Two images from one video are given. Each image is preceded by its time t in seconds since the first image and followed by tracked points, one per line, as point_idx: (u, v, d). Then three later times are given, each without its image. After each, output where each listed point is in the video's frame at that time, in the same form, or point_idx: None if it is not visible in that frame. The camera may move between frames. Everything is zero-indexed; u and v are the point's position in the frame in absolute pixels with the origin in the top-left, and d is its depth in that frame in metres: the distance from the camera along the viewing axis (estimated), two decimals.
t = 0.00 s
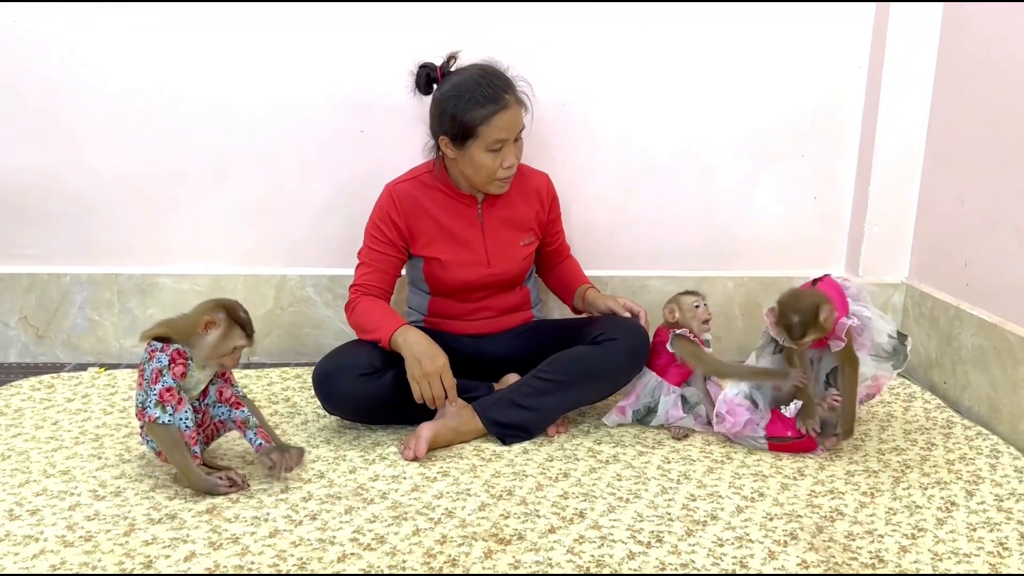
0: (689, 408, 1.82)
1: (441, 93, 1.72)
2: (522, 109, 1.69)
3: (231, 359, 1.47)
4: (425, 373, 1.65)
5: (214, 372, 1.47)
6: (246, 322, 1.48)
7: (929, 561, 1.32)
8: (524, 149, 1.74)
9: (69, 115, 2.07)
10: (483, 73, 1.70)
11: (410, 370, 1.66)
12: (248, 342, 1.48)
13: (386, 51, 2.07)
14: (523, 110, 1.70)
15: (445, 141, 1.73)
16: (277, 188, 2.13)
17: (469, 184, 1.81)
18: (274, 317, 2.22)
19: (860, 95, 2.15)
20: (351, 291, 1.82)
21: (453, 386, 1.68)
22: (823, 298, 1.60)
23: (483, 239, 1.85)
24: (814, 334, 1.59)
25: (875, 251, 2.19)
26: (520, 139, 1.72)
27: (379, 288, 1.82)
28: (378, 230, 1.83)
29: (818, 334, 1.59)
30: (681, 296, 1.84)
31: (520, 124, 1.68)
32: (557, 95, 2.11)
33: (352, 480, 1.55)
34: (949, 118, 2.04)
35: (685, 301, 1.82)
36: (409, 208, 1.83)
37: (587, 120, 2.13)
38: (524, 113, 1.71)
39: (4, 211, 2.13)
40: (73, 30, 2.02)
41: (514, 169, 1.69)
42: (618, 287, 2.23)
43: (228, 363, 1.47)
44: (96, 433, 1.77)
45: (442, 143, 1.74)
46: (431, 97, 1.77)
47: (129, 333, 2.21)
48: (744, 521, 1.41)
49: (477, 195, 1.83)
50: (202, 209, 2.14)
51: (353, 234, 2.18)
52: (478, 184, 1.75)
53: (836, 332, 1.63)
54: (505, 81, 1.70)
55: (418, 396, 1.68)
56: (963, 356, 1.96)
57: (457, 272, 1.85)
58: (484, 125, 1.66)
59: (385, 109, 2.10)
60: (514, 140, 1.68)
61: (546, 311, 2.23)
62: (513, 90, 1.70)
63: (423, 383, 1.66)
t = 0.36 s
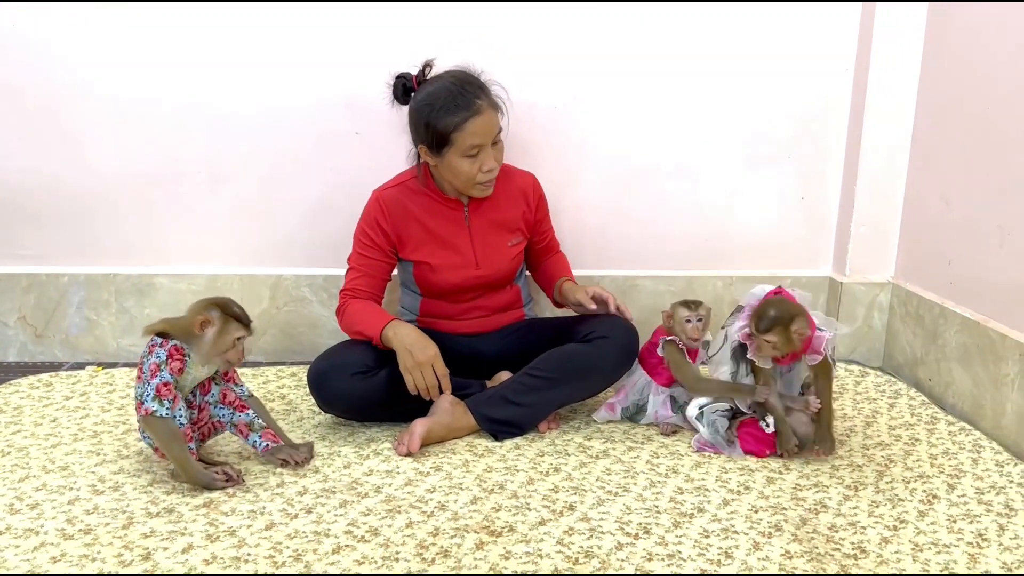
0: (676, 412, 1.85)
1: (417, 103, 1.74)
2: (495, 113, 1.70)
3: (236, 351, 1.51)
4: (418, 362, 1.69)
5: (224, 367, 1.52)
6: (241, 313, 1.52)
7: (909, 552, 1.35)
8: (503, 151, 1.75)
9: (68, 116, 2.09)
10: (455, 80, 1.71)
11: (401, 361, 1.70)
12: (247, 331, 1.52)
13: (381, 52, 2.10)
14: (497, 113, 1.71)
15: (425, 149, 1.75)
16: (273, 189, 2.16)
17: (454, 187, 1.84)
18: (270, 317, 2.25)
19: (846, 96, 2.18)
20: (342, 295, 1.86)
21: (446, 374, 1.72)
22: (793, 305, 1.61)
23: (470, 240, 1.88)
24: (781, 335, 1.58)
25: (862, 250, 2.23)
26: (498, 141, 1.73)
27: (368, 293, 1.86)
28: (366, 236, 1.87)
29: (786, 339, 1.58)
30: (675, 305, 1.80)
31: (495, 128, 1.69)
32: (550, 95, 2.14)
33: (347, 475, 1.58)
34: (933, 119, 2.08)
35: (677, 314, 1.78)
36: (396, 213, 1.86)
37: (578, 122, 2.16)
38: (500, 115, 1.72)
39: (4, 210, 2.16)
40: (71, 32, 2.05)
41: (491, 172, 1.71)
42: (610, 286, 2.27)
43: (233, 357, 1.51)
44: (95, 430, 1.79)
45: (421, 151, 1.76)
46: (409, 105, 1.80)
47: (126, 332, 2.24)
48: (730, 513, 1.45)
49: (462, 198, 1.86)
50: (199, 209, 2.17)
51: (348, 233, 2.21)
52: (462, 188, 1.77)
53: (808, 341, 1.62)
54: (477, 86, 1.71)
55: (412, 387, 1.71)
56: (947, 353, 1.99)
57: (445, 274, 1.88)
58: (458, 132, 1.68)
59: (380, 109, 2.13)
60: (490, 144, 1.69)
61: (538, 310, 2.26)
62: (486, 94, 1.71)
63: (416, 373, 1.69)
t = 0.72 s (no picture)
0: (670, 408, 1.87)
1: (415, 100, 1.76)
2: (490, 124, 1.71)
3: (226, 337, 1.55)
4: (410, 364, 1.72)
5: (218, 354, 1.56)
6: (225, 300, 1.56)
7: (893, 541, 1.38)
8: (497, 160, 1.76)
9: (67, 115, 2.12)
10: (455, 85, 1.73)
11: (395, 363, 1.73)
12: (234, 316, 1.57)
13: (378, 52, 2.13)
14: (493, 124, 1.72)
15: (418, 146, 1.77)
16: (269, 188, 2.19)
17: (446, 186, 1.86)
18: (266, 314, 2.27)
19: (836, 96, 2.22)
20: (338, 292, 1.89)
21: (438, 375, 1.74)
22: (734, 323, 1.53)
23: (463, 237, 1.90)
24: (712, 355, 1.53)
25: (850, 248, 2.26)
26: (492, 151, 1.74)
27: (364, 289, 1.89)
28: (360, 233, 1.90)
29: (720, 358, 1.53)
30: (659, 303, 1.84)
31: (488, 140, 1.70)
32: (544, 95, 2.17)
33: (343, 468, 1.61)
34: (920, 120, 2.11)
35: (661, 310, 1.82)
36: (389, 210, 1.89)
37: (572, 122, 2.19)
38: (495, 128, 1.73)
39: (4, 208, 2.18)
40: (70, 33, 2.07)
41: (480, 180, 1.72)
42: (602, 284, 2.30)
43: (225, 343, 1.55)
44: (93, 425, 1.82)
45: (415, 149, 1.79)
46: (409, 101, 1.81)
47: (124, 330, 2.26)
48: (718, 504, 1.48)
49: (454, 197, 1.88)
50: (197, 207, 2.20)
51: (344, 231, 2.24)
52: (449, 188, 1.80)
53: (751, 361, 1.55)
54: (475, 94, 1.72)
55: (405, 388, 1.74)
56: (934, 349, 2.03)
57: (438, 269, 1.91)
58: (450, 138, 1.70)
59: (376, 109, 2.16)
60: (483, 153, 1.71)
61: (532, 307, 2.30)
62: (483, 104, 1.72)
63: (409, 374, 1.72)
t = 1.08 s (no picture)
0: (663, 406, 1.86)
1: (403, 103, 1.76)
2: (480, 124, 1.74)
3: (204, 340, 1.55)
4: (398, 362, 1.73)
5: (195, 356, 1.56)
6: (211, 302, 1.56)
7: (880, 537, 1.40)
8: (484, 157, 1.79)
9: (60, 114, 2.12)
10: (443, 88, 1.74)
11: (383, 361, 1.74)
12: (215, 319, 1.56)
13: (372, 52, 2.14)
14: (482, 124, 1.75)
15: (406, 149, 1.78)
16: (263, 187, 2.20)
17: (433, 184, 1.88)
18: (260, 313, 2.28)
19: (826, 96, 2.24)
20: (329, 293, 1.90)
21: (427, 371, 1.76)
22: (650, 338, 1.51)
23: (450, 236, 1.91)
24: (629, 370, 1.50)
25: (841, 248, 2.28)
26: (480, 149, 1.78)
27: (354, 289, 1.90)
28: (349, 234, 1.91)
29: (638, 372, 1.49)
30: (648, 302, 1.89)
31: (478, 139, 1.73)
32: (536, 95, 2.18)
33: (335, 466, 1.62)
34: (909, 121, 2.13)
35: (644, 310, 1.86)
36: (377, 210, 1.90)
37: (564, 121, 2.21)
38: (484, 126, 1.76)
39: None
40: (64, 32, 2.07)
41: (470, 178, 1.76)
42: (595, 283, 2.31)
43: (201, 345, 1.55)
44: (87, 423, 1.83)
45: (404, 151, 1.79)
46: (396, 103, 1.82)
47: (118, 329, 2.27)
48: (707, 501, 1.49)
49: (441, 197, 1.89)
50: (190, 206, 2.20)
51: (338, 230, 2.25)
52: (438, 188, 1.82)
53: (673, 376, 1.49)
54: (463, 95, 1.74)
55: (395, 386, 1.76)
56: (923, 348, 2.04)
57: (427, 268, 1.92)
58: (441, 141, 1.71)
59: (369, 108, 2.17)
60: (473, 152, 1.73)
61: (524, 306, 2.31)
62: (472, 105, 1.74)
63: (399, 372, 1.74)
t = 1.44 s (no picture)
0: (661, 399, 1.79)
1: (393, 95, 1.77)
2: (466, 120, 1.71)
3: (186, 322, 1.52)
4: (390, 359, 1.72)
5: (183, 341, 1.54)
6: (182, 283, 1.53)
7: (874, 532, 1.40)
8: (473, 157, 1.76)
9: (54, 110, 2.11)
10: (432, 82, 1.74)
11: (376, 357, 1.74)
12: (191, 299, 1.53)
13: (367, 48, 2.13)
14: (468, 120, 1.72)
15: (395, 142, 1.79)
16: (258, 183, 2.19)
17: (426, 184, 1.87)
18: (255, 309, 2.28)
19: (822, 93, 2.24)
20: (323, 290, 1.89)
21: (419, 369, 1.75)
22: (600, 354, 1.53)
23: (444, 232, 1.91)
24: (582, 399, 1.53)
25: (836, 244, 2.28)
26: (468, 148, 1.74)
27: (348, 286, 1.89)
28: (344, 230, 1.91)
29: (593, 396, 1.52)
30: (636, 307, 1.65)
31: (462, 135, 1.70)
32: (532, 91, 2.18)
33: (329, 461, 1.62)
34: (904, 117, 2.13)
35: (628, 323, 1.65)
36: (372, 207, 1.90)
37: (559, 118, 2.20)
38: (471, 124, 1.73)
39: None
40: (57, 27, 2.07)
41: (455, 175, 1.72)
42: (590, 279, 2.31)
43: (186, 329, 1.52)
44: (81, 419, 1.82)
45: (393, 144, 1.80)
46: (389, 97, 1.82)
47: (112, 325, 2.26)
48: (701, 496, 1.50)
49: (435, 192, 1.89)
50: (184, 202, 2.20)
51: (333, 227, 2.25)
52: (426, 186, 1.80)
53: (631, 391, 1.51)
54: (451, 91, 1.73)
55: (386, 382, 1.75)
56: (918, 343, 2.05)
57: (422, 265, 1.92)
58: (424, 133, 1.71)
59: (364, 104, 2.16)
60: (457, 148, 1.71)
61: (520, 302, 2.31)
62: (458, 101, 1.73)
63: (390, 369, 1.73)
